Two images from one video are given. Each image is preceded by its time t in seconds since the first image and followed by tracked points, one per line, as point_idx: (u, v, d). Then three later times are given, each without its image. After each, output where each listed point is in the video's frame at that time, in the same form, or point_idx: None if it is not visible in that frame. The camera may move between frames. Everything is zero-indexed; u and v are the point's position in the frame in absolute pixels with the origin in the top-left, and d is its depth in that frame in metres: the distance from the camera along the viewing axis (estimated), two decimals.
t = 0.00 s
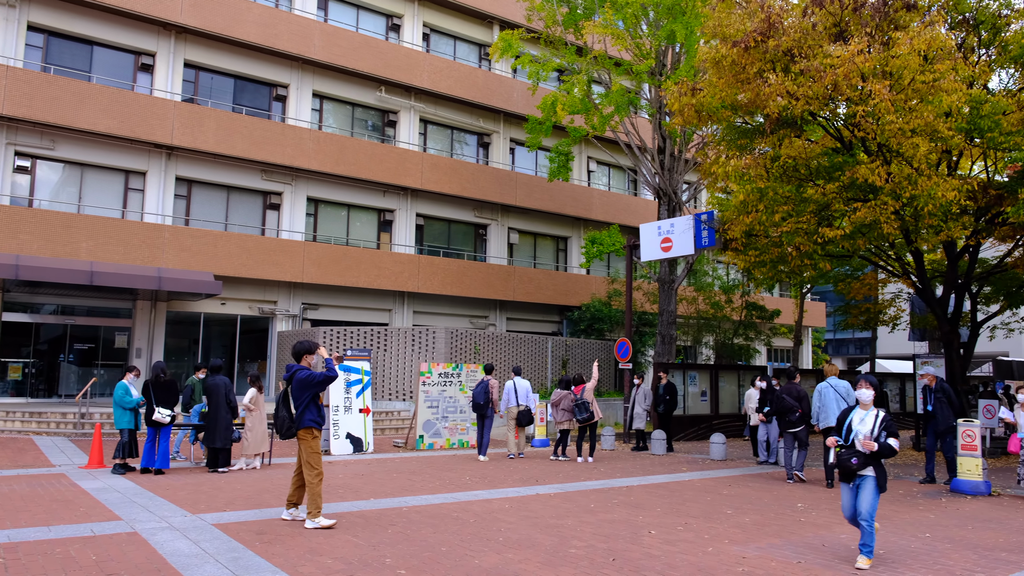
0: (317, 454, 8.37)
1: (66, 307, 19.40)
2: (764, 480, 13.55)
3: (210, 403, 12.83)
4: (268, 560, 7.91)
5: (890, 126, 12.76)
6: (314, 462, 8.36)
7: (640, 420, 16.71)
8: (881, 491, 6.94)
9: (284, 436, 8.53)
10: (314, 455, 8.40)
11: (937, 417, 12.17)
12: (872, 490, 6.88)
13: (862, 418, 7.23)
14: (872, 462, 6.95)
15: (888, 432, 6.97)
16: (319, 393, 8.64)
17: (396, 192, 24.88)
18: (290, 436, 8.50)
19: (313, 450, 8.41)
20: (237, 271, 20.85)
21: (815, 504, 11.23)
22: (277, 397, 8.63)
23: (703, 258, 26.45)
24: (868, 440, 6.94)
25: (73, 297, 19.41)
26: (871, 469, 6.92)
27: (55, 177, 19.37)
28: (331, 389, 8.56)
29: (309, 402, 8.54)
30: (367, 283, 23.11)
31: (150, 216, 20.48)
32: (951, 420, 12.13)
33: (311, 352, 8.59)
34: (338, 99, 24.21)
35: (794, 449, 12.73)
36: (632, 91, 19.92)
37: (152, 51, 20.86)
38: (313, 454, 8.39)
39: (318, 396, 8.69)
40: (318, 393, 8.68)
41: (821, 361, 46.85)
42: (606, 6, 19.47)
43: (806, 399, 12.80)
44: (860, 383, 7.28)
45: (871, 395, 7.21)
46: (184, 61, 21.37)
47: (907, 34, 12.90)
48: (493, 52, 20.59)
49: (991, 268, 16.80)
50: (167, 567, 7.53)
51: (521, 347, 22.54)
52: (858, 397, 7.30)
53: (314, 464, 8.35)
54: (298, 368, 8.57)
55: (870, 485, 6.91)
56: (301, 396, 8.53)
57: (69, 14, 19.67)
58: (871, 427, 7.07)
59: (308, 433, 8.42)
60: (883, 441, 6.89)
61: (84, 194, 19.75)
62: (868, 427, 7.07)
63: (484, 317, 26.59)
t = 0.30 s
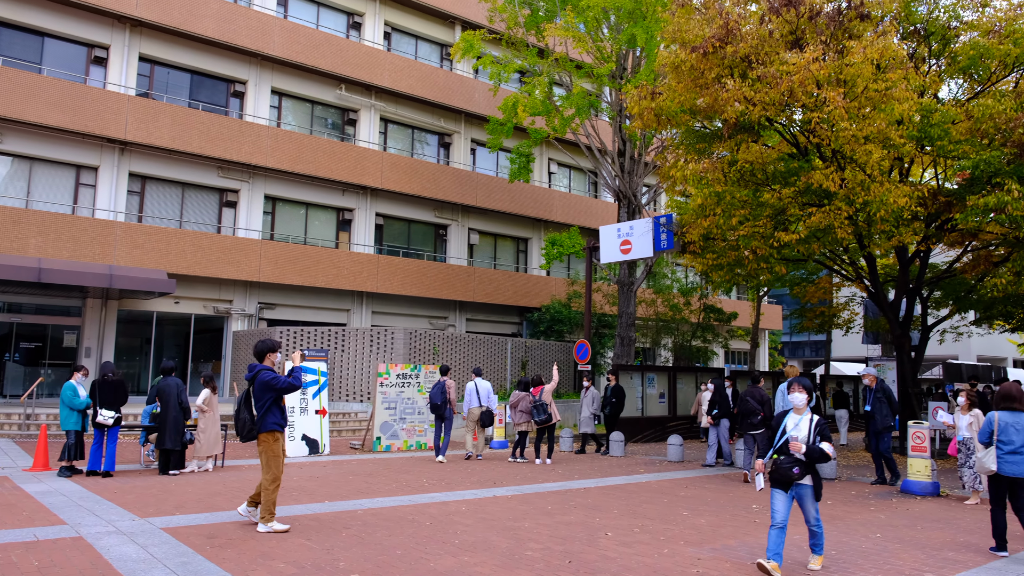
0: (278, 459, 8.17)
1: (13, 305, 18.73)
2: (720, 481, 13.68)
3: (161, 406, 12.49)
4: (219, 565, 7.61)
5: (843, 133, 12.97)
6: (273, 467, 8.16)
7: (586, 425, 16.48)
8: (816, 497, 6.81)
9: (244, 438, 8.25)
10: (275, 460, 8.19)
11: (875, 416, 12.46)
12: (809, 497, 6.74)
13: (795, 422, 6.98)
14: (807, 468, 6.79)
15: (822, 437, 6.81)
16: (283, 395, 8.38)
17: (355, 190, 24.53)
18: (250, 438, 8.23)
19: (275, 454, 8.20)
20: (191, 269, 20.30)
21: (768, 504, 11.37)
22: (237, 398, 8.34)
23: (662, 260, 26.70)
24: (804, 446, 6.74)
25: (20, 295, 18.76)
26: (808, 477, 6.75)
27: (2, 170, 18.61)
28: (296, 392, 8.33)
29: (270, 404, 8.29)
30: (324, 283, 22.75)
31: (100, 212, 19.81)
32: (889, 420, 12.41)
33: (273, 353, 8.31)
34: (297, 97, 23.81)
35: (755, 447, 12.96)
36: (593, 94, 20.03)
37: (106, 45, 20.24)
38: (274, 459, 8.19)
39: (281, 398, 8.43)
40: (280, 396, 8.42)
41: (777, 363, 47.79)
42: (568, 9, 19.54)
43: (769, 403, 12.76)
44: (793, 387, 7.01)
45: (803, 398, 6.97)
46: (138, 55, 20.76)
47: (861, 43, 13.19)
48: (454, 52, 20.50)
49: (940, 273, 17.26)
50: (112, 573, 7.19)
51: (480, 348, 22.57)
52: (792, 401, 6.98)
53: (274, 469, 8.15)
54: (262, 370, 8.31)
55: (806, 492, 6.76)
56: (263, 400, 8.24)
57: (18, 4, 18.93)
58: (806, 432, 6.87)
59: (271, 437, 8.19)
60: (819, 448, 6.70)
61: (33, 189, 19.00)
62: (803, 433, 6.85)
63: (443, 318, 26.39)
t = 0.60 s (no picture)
0: (238, 464, 7.99)
1: None
2: (682, 484, 13.72)
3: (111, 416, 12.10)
4: (173, 573, 7.18)
5: (802, 140, 13.19)
6: (233, 472, 7.97)
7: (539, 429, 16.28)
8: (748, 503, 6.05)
9: (204, 443, 8.02)
10: (236, 466, 8.00)
11: (829, 420, 12.49)
12: (741, 502, 5.95)
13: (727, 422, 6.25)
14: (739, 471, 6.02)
15: (754, 438, 6.06)
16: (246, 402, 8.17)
17: (317, 193, 24.20)
18: (211, 444, 7.97)
19: (235, 461, 7.99)
20: (148, 271, 19.83)
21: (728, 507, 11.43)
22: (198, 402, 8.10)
23: (625, 265, 26.88)
24: (736, 448, 5.99)
25: None
26: (740, 480, 5.99)
27: None
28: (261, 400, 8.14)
29: (232, 410, 8.06)
30: (284, 286, 22.37)
31: (54, 212, 19.29)
32: (840, 425, 12.43)
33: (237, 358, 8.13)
34: (259, 97, 23.40)
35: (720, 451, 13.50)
36: (556, 98, 20.09)
37: (60, 42, 19.70)
38: (234, 465, 8.01)
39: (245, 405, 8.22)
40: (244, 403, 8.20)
41: (738, 366, 48.47)
42: (532, 13, 19.55)
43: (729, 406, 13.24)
44: (725, 383, 6.29)
45: (736, 396, 6.24)
46: (94, 52, 20.24)
47: (819, 52, 13.42)
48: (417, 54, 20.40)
49: (895, 278, 17.64)
50: None
51: (442, 351, 22.49)
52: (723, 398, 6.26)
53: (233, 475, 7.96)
54: (225, 375, 8.03)
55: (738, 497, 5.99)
56: (226, 405, 8.01)
57: None
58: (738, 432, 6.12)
59: (232, 444, 8.00)
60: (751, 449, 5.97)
61: None
62: (736, 432, 6.10)
63: (405, 321, 26.10)
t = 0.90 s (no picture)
0: (204, 471, 7.63)
1: None
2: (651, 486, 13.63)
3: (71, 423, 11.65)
4: None
5: (767, 145, 13.25)
6: (198, 479, 7.61)
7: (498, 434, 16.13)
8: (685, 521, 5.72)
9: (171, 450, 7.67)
10: (202, 473, 7.64)
11: (784, 424, 12.54)
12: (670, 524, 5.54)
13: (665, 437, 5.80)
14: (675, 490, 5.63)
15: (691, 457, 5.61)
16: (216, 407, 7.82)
17: (282, 196, 23.79)
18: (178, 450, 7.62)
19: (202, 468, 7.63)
20: (109, 275, 19.33)
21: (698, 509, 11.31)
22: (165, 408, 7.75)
23: (592, 269, 26.94)
24: (671, 468, 5.58)
25: None
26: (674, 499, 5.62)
27: None
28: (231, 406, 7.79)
29: (201, 416, 7.74)
30: (249, 289, 21.90)
31: (12, 214, 18.69)
32: (797, 429, 12.50)
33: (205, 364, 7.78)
34: (224, 100, 22.92)
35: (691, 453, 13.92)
36: (524, 102, 20.07)
37: (19, 41, 19.09)
38: (200, 472, 7.64)
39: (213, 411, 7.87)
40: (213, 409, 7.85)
41: (704, 370, 48.97)
42: (500, 17, 19.52)
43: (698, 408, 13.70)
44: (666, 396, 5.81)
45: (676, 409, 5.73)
46: (55, 53, 19.65)
47: (784, 59, 13.52)
48: (385, 57, 20.20)
49: (859, 282, 17.87)
50: None
51: (410, 355, 22.27)
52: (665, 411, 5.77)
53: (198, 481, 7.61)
54: (194, 382, 7.66)
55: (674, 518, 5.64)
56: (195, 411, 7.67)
57: None
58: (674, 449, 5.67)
59: (200, 450, 7.64)
60: (687, 469, 5.54)
61: None
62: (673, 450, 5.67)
63: (372, 325, 25.72)
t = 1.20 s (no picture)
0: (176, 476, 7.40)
1: None
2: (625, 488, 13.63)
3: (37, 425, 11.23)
4: None
5: (740, 148, 13.34)
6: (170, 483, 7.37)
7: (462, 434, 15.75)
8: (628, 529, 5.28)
9: (143, 455, 7.41)
10: (174, 478, 7.40)
11: (746, 425, 12.63)
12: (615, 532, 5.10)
13: (599, 439, 5.38)
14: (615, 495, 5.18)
15: (628, 456, 5.21)
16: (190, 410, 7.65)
17: (254, 196, 23.44)
18: (149, 455, 7.38)
19: (174, 473, 7.39)
20: (75, 276, 18.90)
21: (673, 510, 11.33)
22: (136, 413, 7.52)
23: (566, 270, 26.98)
24: (606, 469, 5.13)
25: None
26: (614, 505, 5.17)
27: None
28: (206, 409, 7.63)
29: (175, 420, 7.55)
30: (219, 291, 21.54)
31: None
32: (758, 429, 12.63)
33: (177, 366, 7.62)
34: (194, 99, 22.52)
35: (668, 452, 14.23)
36: (497, 104, 20.03)
37: None
38: (172, 477, 7.40)
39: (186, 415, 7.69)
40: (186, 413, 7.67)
41: (676, 371, 49.32)
42: (474, 18, 19.49)
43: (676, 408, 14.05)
44: (597, 393, 5.41)
45: (609, 408, 5.34)
46: (20, 50, 19.16)
47: (757, 63, 13.61)
48: (358, 57, 20.03)
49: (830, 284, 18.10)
50: None
51: (383, 357, 22.10)
52: (595, 412, 5.38)
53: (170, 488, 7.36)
54: (167, 385, 7.47)
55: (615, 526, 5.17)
56: (169, 416, 7.48)
57: None
58: (610, 450, 5.26)
59: (173, 454, 7.42)
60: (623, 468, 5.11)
61: None
62: (608, 451, 5.26)
63: (345, 327, 25.47)
